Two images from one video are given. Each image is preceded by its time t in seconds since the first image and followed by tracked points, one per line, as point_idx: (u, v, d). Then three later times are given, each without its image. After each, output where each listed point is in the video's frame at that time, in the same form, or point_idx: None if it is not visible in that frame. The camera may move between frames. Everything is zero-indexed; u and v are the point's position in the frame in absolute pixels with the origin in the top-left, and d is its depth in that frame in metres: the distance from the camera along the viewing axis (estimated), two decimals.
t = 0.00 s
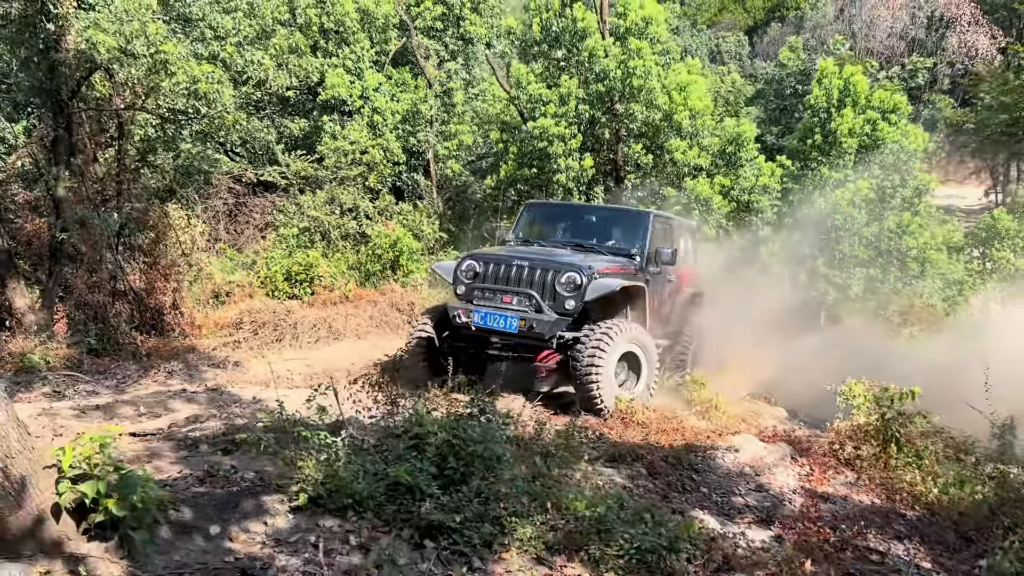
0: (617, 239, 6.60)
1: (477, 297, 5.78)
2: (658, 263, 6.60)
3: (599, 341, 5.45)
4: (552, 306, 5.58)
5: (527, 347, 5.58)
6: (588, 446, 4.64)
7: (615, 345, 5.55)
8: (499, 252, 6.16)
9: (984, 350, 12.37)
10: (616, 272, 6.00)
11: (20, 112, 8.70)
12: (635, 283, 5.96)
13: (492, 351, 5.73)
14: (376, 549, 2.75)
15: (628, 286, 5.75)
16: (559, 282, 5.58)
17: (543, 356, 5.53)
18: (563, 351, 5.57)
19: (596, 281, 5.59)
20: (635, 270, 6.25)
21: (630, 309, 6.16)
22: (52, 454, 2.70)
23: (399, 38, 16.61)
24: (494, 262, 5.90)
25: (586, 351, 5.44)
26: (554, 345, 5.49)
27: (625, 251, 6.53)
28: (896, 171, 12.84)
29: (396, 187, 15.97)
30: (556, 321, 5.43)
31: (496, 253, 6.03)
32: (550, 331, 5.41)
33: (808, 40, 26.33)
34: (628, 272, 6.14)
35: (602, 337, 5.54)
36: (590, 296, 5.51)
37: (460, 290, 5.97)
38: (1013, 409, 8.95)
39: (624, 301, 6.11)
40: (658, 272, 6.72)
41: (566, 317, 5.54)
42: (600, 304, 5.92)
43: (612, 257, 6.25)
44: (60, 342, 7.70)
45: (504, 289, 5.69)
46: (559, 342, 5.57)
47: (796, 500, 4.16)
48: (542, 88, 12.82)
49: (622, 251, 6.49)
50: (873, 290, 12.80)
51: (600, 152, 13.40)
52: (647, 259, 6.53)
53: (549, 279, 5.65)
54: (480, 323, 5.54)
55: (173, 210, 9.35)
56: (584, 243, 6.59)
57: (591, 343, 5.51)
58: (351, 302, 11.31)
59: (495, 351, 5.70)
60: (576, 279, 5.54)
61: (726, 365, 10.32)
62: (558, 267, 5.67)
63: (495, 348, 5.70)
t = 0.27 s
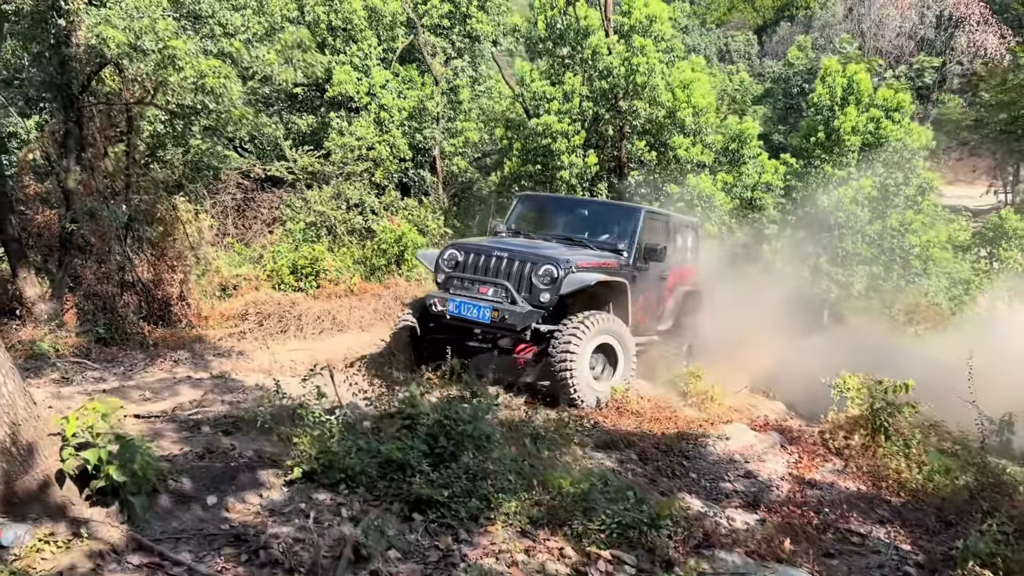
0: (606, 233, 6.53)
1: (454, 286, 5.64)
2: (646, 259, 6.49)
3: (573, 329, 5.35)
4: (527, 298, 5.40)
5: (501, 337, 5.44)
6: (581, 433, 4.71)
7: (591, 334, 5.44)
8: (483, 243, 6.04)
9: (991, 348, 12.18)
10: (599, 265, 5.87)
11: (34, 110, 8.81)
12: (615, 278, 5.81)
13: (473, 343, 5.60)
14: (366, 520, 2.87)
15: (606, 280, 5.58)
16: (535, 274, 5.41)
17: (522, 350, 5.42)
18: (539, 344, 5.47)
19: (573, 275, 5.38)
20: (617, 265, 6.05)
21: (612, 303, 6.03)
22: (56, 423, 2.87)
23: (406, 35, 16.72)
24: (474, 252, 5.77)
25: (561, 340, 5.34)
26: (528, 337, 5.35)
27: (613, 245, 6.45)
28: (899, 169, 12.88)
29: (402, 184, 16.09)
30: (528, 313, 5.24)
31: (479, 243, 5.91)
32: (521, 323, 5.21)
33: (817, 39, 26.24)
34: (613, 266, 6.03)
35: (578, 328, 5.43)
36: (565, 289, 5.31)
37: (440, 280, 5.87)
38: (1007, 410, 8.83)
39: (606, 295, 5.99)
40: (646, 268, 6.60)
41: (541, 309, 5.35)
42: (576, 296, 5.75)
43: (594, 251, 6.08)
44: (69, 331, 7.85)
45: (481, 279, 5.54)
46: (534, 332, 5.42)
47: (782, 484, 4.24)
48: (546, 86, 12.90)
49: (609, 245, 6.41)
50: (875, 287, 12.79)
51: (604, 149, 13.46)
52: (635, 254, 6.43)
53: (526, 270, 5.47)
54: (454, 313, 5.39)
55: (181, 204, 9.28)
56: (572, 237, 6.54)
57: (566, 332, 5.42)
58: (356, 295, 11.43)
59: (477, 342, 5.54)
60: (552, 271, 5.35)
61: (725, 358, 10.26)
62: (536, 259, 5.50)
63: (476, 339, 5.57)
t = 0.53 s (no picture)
0: (595, 229, 6.27)
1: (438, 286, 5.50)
2: (637, 254, 6.23)
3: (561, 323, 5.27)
4: (511, 296, 5.25)
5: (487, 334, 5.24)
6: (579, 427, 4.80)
7: (578, 326, 5.35)
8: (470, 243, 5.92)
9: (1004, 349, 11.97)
10: (585, 261, 5.71)
11: (52, 110, 9.05)
12: (601, 274, 5.70)
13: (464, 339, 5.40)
14: (365, 502, 3.00)
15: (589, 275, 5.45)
16: (518, 271, 5.26)
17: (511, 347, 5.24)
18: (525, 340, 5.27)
19: (557, 273, 5.25)
20: (605, 261, 5.87)
21: (600, 300, 5.94)
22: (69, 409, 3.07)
23: (419, 36, 16.86)
24: (460, 252, 5.65)
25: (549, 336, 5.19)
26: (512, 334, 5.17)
27: (602, 241, 6.19)
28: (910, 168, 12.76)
29: (415, 183, 16.24)
30: (511, 310, 5.07)
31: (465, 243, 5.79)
32: (504, 319, 5.04)
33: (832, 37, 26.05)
34: (600, 262, 5.84)
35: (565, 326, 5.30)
36: (548, 286, 5.19)
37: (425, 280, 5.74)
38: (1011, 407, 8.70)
39: (593, 292, 5.90)
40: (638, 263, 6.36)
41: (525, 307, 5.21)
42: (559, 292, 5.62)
43: (583, 248, 5.92)
44: (87, 327, 8.05)
45: (465, 278, 5.41)
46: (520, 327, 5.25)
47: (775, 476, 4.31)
48: (556, 86, 12.97)
49: (598, 241, 6.17)
50: (885, 286, 12.61)
51: (614, 149, 13.50)
52: (626, 250, 6.19)
53: (510, 268, 5.33)
54: (437, 312, 5.23)
55: (194, 201, 9.66)
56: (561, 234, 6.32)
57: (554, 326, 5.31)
58: (368, 293, 11.57)
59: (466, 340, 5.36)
60: (535, 268, 5.21)
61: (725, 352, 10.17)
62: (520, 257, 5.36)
63: (466, 336, 5.36)
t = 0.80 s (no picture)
0: (593, 228, 6.29)
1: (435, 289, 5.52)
2: (636, 254, 6.23)
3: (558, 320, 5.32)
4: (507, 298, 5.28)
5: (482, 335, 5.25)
6: (584, 426, 4.86)
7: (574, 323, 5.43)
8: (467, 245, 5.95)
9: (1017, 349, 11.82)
10: (582, 261, 5.70)
11: (72, 113, 9.26)
12: (597, 273, 5.70)
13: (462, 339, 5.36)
14: (369, 499, 3.09)
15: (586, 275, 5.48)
16: (515, 272, 5.31)
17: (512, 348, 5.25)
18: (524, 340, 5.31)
19: (553, 273, 5.27)
20: (602, 260, 5.88)
21: (598, 300, 5.91)
22: (88, 407, 3.18)
23: (432, 39, 16.96)
24: (457, 255, 5.68)
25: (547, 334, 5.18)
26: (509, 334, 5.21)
27: (600, 241, 6.20)
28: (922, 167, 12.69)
29: (429, 185, 16.34)
30: (507, 311, 5.10)
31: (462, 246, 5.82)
32: (500, 320, 5.09)
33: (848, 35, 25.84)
34: (597, 262, 5.84)
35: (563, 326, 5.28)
36: (543, 286, 5.23)
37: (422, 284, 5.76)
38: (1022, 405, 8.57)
39: (592, 292, 5.88)
40: (638, 263, 6.34)
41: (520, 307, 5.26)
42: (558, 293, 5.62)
43: (580, 248, 5.94)
44: (106, 328, 8.22)
45: (461, 281, 5.44)
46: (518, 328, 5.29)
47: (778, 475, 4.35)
48: (567, 88, 13.00)
49: (596, 241, 6.16)
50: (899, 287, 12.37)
51: (626, 150, 13.45)
52: (624, 249, 6.17)
53: (507, 270, 5.37)
54: (434, 315, 5.22)
55: (210, 204, 9.84)
56: (560, 235, 6.36)
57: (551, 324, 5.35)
58: (382, 294, 11.68)
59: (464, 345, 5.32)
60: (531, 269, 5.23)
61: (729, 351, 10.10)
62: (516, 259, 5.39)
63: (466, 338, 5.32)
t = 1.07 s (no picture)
0: (587, 226, 6.29)
1: (423, 284, 5.56)
2: (630, 250, 6.21)
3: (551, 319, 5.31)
4: (494, 292, 5.27)
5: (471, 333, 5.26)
6: (588, 421, 4.94)
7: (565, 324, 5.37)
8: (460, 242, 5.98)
9: None
10: (574, 257, 5.66)
11: (91, 117, 9.55)
12: (587, 268, 5.67)
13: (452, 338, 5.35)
14: (373, 484, 3.20)
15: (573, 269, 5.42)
16: (502, 267, 5.28)
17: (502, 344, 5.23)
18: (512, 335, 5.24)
19: (540, 266, 5.23)
20: (595, 257, 5.84)
21: (589, 295, 5.88)
22: (102, 394, 3.29)
23: (445, 42, 17.05)
24: (447, 250, 5.71)
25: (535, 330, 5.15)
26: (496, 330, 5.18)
27: (594, 238, 6.19)
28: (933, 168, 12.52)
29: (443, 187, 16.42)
30: (492, 305, 5.10)
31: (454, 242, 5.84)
32: (485, 315, 5.08)
33: (864, 36, 25.67)
34: (589, 257, 5.78)
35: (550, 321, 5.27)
36: (529, 281, 5.17)
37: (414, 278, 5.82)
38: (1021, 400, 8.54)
39: (582, 287, 5.87)
40: (632, 260, 6.32)
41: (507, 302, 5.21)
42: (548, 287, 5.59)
43: (573, 244, 5.92)
44: (123, 326, 8.36)
45: (449, 276, 5.42)
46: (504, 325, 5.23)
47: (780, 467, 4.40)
48: (577, 90, 13.02)
49: (588, 238, 6.15)
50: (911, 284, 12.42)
51: (637, 151, 13.37)
52: (618, 246, 6.16)
53: (494, 265, 5.36)
54: (422, 309, 5.31)
55: (225, 205, 9.94)
56: (555, 233, 6.36)
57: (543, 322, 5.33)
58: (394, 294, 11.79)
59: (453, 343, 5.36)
60: (517, 263, 5.20)
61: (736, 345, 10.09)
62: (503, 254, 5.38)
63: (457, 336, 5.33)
